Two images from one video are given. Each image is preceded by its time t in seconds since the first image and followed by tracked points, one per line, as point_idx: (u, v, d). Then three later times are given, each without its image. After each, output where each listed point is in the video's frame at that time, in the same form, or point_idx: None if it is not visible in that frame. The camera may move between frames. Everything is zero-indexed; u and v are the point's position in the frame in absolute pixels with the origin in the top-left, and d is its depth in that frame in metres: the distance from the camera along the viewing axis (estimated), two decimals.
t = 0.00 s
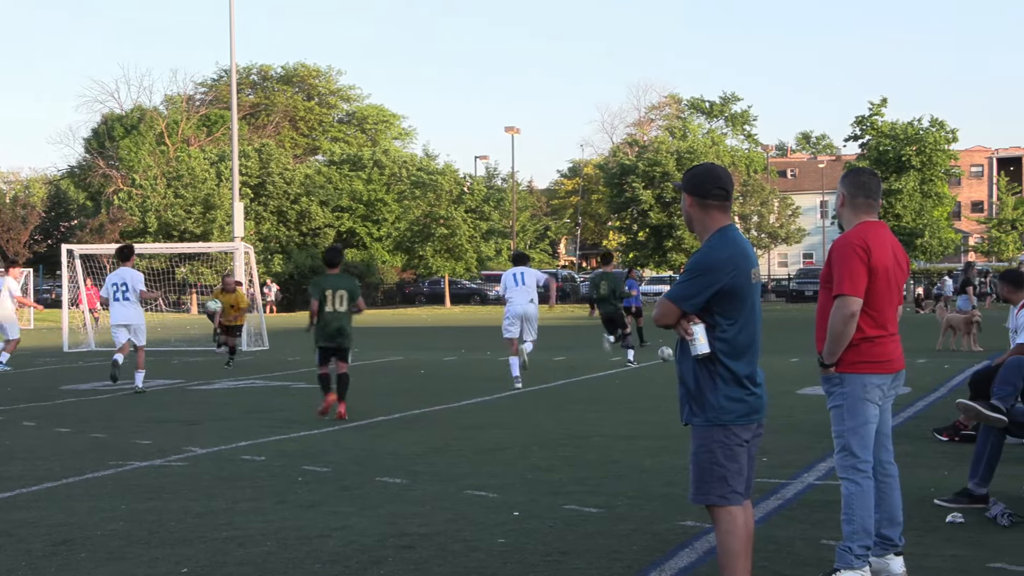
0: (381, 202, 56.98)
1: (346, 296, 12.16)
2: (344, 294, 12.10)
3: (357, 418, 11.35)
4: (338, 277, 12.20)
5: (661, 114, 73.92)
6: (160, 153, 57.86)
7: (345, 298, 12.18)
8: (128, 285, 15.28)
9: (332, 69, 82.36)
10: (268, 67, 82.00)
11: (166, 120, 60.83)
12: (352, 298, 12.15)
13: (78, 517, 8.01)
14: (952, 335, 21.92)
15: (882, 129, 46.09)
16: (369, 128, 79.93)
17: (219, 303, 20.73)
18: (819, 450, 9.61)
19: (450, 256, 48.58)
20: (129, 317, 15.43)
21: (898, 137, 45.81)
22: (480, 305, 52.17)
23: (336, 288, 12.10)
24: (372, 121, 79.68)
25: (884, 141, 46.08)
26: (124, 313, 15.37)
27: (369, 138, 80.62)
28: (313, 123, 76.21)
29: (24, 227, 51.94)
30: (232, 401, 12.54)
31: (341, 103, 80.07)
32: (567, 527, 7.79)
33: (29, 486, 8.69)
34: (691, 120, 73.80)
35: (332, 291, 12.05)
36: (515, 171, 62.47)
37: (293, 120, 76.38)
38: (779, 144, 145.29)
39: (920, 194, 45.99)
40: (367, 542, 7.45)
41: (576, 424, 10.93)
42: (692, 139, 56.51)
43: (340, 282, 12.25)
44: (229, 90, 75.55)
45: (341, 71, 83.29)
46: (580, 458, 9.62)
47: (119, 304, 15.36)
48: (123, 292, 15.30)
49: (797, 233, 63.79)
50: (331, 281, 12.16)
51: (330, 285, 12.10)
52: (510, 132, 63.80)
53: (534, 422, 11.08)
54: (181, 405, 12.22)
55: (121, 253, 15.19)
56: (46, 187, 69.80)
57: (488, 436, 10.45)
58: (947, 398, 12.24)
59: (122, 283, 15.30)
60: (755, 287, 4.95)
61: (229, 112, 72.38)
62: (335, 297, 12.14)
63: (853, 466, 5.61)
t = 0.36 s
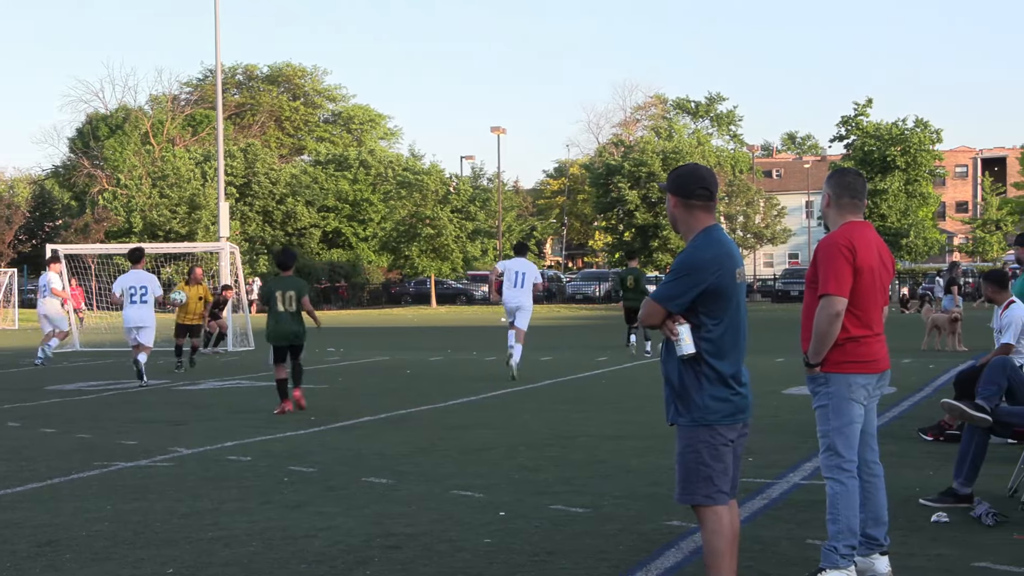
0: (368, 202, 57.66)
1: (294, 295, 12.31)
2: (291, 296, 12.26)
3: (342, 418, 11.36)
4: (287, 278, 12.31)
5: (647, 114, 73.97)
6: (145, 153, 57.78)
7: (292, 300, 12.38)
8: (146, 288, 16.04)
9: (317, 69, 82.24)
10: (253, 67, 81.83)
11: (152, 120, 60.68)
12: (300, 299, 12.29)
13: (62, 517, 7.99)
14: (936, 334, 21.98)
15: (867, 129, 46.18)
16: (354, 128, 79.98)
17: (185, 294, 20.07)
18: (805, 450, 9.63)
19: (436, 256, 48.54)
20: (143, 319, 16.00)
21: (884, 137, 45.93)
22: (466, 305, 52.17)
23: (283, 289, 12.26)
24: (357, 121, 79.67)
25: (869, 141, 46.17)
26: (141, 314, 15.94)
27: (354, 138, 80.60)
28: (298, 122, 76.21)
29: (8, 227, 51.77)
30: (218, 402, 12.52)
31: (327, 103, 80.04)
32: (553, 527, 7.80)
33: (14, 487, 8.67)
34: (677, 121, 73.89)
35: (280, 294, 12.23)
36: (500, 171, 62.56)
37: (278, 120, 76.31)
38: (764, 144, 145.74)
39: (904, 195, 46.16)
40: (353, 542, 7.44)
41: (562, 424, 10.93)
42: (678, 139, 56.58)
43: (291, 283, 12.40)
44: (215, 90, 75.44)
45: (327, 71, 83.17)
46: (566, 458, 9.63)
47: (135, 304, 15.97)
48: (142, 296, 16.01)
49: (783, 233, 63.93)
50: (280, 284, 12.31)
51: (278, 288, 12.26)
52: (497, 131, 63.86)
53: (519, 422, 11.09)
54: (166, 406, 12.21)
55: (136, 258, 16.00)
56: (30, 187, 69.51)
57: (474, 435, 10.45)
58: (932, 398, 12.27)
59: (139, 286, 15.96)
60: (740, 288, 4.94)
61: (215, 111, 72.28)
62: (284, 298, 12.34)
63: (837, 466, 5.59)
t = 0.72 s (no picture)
0: (362, 202, 57.59)
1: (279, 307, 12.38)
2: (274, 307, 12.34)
3: (336, 418, 11.35)
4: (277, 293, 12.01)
5: (641, 114, 73.96)
6: (138, 153, 57.79)
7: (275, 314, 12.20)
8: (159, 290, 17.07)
9: (311, 69, 82.24)
10: (247, 67, 81.80)
11: (145, 119, 60.64)
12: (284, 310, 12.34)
13: (56, 518, 7.98)
14: (929, 334, 21.98)
15: (860, 129, 46.20)
16: (348, 127, 80.20)
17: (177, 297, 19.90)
18: (799, 449, 9.63)
19: (430, 256, 48.53)
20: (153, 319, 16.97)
21: (877, 137, 45.94)
22: (461, 305, 52.12)
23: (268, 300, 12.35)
24: (351, 121, 79.71)
25: (862, 141, 46.19)
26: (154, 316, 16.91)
27: (348, 138, 80.63)
28: (292, 122, 76.25)
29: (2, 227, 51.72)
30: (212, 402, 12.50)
31: (321, 102, 80.06)
32: (547, 526, 7.80)
33: (8, 487, 8.67)
34: (671, 121, 73.96)
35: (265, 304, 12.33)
36: (493, 171, 62.61)
37: (272, 120, 76.25)
38: (758, 144, 146.04)
39: (898, 194, 46.19)
40: (347, 543, 7.43)
41: (556, 424, 10.92)
42: (671, 138, 56.59)
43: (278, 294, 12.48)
44: (208, 90, 75.40)
45: (321, 71, 83.19)
46: (560, 458, 9.63)
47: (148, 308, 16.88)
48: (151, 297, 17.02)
49: (777, 232, 64.02)
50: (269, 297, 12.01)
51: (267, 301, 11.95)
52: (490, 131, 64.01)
53: (513, 421, 11.09)
54: (161, 406, 12.18)
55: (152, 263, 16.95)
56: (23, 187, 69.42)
57: (467, 435, 10.44)
58: (926, 398, 12.27)
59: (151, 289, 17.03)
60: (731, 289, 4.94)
61: (208, 111, 72.28)
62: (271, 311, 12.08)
63: (831, 465, 5.59)
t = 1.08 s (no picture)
0: (364, 201, 57.56)
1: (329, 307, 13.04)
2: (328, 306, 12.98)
3: (338, 418, 11.33)
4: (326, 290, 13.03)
5: (642, 113, 73.95)
6: (140, 153, 57.83)
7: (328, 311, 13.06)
8: (152, 289, 17.07)
9: (313, 68, 82.28)
10: (248, 66, 81.84)
11: (147, 119, 60.67)
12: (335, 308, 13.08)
13: (58, 517, 7.98)
14: (932, 333, 21.94)
15: (862, 128, 46.17)
16: (350, 126, 80.36)
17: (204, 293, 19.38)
18: (801, 449, 9.62)
19: (431, 255, 48.56)
20: (150, 317, 17.40)
21: (879, 136, 45.90)
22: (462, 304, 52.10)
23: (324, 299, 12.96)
24: (353, 120, 79.81)
25: (864, 141, 46.16)
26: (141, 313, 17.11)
27: (350, 137, 80.71)
28: (294, 121, 76.30)
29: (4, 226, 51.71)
30: (213, 402, 12.49)
31: (322, 102, 80.13)
32: (548, 526, 7.79)
33: (10, 486, 8.67)
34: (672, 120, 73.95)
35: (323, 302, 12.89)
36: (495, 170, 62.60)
37: (274, 120, 76.28)
38: (760, 143, 146.15)
39: (900, 194, 46.13)
40: (348, 542, 7.43)
41: (557, 424, 10.91)
42: (673, 138, 56.56)
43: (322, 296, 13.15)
44: (210, 89, 75.45)
45: (323, 70, 83.21)
46: (561, 458, 9.62)
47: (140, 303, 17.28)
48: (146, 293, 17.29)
49: (779, 232, 64.02)
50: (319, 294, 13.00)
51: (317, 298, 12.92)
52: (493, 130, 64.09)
53: (514, 421, 11.08)
54: (162, 405, 12.18)
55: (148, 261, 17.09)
56: (24, 186, 69.47)
57: (469, 435, 10.43)
58: (927, 397, 12.25)
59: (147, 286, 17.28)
60: (733, 289, 4.93)
61: (210, 111, 72.34)
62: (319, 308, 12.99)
63: (833, 464, 5.59)
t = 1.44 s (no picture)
0: (365, 201, 57.59)
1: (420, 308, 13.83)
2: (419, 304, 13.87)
3: (339, 418, 11.34)
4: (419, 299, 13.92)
5: (643, 113, 73.95)
6: (141, 153, 57.88)
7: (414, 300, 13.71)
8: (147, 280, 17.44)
9: (314, 69, 82.34)
10: (249, 66, 81.86)
11: (148, 119, 60.71)
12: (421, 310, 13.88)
13: (58, 516, 7.99)
14: (933, 334, 21.94)
15: (863, 129, 46.24)
16: (351, 127, 80.51)
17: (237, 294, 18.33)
18: (802, 449, 9.62)
19: (433, 255, 48.58)
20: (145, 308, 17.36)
21: (880, 136, 45.96)
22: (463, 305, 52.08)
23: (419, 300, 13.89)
24: (354, 121, 79.86)
25: (865, 141, 46.21)
26: (132, 304, 17.37)
27: (351, 137, 80.79)
28: (295, 122, 76.38)
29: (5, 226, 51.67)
30: (214, 402, 12.49)
31: (323, 102, 80.28)
32: (549, 526, 7.79)
33: (11, 486, 8.67)
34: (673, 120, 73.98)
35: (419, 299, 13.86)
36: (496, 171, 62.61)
37: (275, 120, 76.26)
38: (761, 143, 146.46)
39: (901, 194, 46.15)
40: (349, 542, 7.43)
41: (558, 424, 10.91)
42: (674, 138, 56.56)
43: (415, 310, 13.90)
44: (211, 89, 75.46)
45: (324, 71, 83.27)
46: (562, 458, 9.63)
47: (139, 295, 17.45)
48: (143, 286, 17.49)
49: (779, 232, 64.04)
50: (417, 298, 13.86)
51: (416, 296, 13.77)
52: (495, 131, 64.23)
53: (515, 421, 11.08)
54: (163, 405, 12.18)
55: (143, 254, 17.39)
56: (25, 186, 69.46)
57: (469, 435, 10.44)
58: (929, 397, 12.24)
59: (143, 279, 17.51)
60: (733, 289, 4.93)
61: (211, 111, 72.45)
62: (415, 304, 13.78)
63: (834, 465, 5.60)
